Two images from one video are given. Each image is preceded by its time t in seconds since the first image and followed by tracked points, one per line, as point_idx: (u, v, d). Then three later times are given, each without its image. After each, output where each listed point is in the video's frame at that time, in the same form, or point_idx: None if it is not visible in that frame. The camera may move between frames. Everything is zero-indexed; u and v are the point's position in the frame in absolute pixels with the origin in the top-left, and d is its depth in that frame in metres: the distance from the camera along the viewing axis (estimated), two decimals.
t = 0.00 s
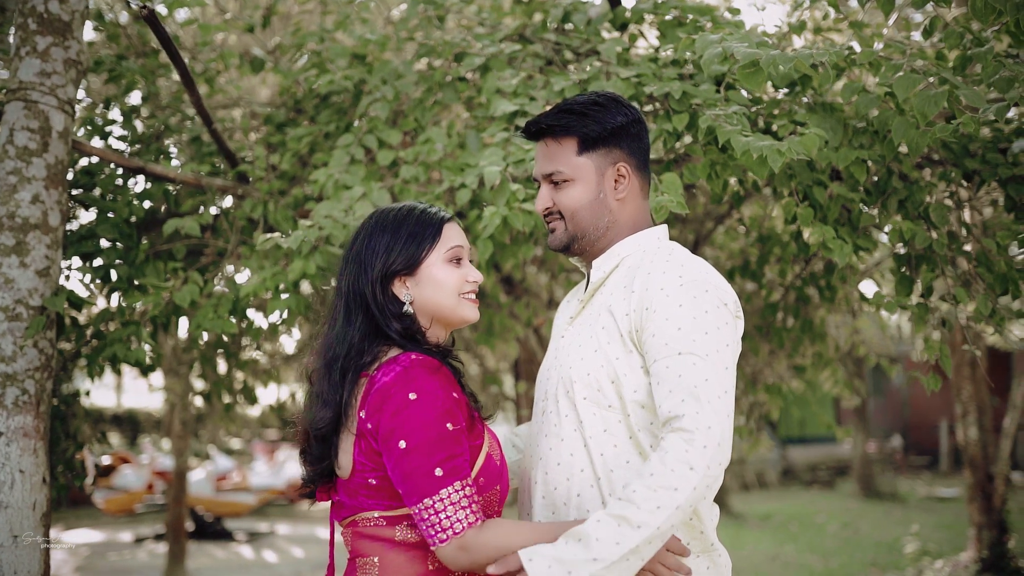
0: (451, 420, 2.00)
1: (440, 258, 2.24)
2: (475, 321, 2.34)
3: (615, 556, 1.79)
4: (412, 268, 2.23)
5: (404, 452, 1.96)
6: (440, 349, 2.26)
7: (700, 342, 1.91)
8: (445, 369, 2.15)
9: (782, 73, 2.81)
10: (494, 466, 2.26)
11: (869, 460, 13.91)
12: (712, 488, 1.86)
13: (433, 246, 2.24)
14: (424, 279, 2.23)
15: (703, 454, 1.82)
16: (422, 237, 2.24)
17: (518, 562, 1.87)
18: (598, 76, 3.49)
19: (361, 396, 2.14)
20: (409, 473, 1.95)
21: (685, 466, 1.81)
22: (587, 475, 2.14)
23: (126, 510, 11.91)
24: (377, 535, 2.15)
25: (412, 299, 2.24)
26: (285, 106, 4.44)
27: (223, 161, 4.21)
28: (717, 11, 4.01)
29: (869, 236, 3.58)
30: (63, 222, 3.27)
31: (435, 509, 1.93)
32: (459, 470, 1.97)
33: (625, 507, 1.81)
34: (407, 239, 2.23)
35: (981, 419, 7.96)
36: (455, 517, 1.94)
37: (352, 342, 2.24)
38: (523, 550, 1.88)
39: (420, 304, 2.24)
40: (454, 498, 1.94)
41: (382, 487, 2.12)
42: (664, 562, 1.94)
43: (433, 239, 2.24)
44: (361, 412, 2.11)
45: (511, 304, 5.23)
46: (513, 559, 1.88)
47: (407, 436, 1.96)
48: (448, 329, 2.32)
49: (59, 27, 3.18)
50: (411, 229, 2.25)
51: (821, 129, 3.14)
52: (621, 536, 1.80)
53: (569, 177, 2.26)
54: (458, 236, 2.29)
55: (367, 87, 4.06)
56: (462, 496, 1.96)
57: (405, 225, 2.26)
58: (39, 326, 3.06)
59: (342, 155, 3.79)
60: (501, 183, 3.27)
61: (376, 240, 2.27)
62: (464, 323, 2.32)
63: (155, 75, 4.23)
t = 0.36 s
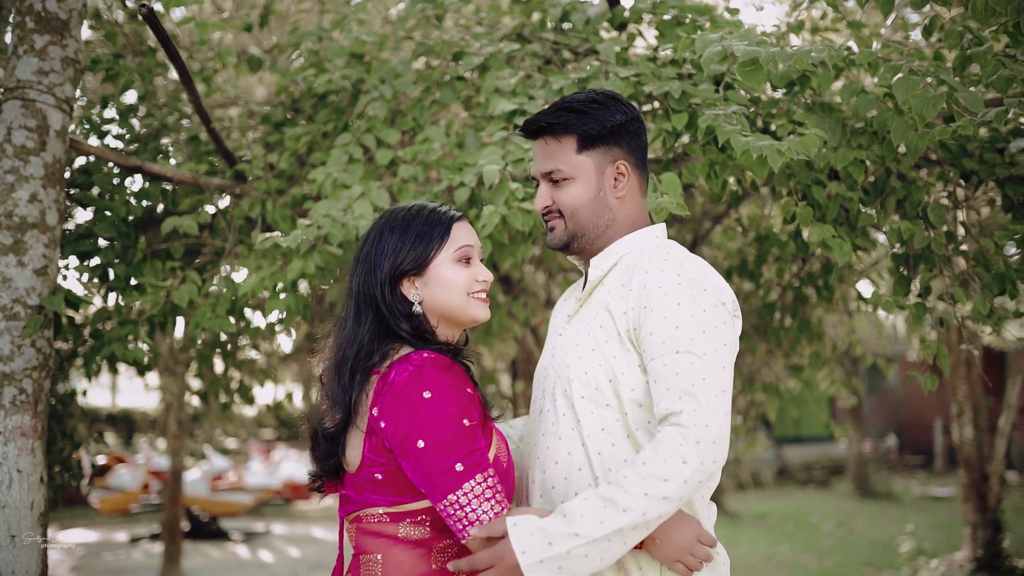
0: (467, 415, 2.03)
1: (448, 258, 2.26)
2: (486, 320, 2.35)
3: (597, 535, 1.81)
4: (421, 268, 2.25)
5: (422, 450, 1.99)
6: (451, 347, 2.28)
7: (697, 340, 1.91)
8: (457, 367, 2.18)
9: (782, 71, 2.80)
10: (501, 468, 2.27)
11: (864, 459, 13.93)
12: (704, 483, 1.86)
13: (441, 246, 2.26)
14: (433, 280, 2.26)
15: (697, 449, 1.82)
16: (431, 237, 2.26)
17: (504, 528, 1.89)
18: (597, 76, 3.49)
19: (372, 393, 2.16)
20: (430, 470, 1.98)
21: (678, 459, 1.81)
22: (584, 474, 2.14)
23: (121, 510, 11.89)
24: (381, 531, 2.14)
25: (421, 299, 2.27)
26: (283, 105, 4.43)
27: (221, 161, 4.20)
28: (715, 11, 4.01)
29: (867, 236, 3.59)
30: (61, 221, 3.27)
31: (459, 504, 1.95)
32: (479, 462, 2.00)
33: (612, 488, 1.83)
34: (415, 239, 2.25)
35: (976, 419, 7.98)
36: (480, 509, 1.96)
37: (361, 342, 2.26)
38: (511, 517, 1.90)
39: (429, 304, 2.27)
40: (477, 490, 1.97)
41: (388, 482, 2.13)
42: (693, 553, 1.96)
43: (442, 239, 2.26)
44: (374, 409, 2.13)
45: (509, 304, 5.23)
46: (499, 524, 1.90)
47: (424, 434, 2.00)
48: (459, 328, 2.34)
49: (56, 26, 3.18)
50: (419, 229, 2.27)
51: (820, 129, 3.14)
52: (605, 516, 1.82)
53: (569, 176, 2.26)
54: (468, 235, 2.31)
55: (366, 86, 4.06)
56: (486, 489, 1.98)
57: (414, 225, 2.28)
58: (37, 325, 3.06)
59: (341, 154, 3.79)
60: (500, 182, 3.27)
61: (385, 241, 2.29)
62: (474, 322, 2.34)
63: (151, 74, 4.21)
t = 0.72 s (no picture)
0: (484, 411, 2.04)
1: (455, 258, 2.26)
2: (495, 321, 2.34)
3: (586, 517, 1.82)
4: (427, 269, 2.26)
5: (443, 447, 2.00)
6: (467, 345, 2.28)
7: (695, 340, 1.91)
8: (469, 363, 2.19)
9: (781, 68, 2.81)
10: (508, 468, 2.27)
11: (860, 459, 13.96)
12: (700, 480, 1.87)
13: (447, 246, 2.26)
14: (439, 280, 2.26)
15: (694, 447, 1.82)
16: (437, 237, 2.27)
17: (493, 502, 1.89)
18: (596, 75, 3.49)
19: (385, 391, 2.16)
20: (452, 466, 1.99)
21: (674, 455, 1.82)
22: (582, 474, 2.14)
23: (117, 509, 11.88)
24: (384, 529, 2.14)
25: (429, 300, 2.27)
26: (281, 104, 4.43)
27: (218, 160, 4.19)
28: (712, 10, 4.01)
29: (865, 235, 3.59)
30: (59, 220, 3.26)
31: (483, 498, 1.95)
32: (499, 455, 2.00)
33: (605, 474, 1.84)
34: (421, 239, 2.26)
35: (972, 418, 8.00)
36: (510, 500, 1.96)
37: (368, 344, 2.27)
38: (502, 495, 1.91)
39: (436, 305, 2.27)
40: (500, 483, 1.97)
41: (393, 479, 2.13)
42: (717, 544, 2.01)
43: (449, 239, 2.27)
44: (388, 407, 2.13)
45: (507, 303, 5.23)
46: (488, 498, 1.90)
47: (444, 431, 2.00)
48: (469, 328, 2.34)
49: (54, 24, 3.17)
50: (426, 230, 2.28)
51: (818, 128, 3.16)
52: (595, 500, 1.83)
53: (569, 173, 2.26)
54: (475, 236, 2.30)
55: (364, 85, 4.05)
56: (508, 480, 1.98)
57: (421, 225, 2.29)
58: (35, 324, 3.05)
59: (339, 153, 3.78)
60: (500, 181, 3.27)
61: (392, 242, 2.31)
62: (484, 323, 2.33)
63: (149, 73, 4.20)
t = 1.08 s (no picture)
0: (498, 408, 2.03)
1: (463, 261, 2.27)
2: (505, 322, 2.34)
3: (579, 503, 1.83)
4: (434, 272, 2.27)
5: (459, 446, 2.00)
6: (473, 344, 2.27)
7: (695, 339, 1.90)
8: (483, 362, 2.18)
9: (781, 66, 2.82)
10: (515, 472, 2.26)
11: (856, 458, 13.99)
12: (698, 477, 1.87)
13: (455, 248, 2.27)
14: (446, 283, 2.27)
15: (692, 444, 1.82)
16: (445, 239, 2.27)
17: (490, 480, 1.90)
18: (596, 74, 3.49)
19: (395, 390, 2.17)
20: (468, 464, 1.98)
21: (671, 450, 1.81)
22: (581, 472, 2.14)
23: (114, 508, 11.88)
24: (387, 526, 2.14)
25: (436, 302, 2.29)
26: (279, 103, 4.42)
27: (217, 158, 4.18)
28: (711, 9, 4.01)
29: (864, 235, 3.60)
30: (57, 219, 3.26)
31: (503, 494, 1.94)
32: (516, 450, 1.98)
33: (601, 463, 1.85)
34: (429, 241, 2.28)
35: (968, 418, 8.01)
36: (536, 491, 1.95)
37: (377, 344, 2.30)
38: (498, 471, 1.91)
39: (444, 306, 2.28)
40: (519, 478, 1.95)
41: (398, 476, 2.15)
42: (737, 539, 2.05)
43: (456, 241, 2.27)
44: (403, 407, 2.14)
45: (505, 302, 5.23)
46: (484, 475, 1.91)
47: (460, 430, 2.00)
48: (479, 330, 2.34)
49: (53, 22, 3.16)
50: (433, 231, 2.29)
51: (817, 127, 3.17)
52: (589, 487, 1.83)
53: (572, 170, 2.26)
54: (484, 238, 2.30)
55: (363, 84, 4.05)
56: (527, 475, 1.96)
57: (430, 226, 2.31)
58: (34, 323, 3.05)
59: (338, 152, 3.77)
60: (499, 181, 3.27)
61: (402, 244, 2.33)
62: (494, 325, 2.33)
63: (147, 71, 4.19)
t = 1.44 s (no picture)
0: (508, 406, 2.02)
1: (470, 264, 2.27)
2: (514, 327, 2.32)
3: (572, 493, 1.83)
4: (441, 274, 2.28)
5: (467, 443, 1.99)
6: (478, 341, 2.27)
7: (693, 337, 1.90)
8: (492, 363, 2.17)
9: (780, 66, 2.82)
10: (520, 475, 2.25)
11: (851, 457, 14.03)
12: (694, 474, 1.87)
13: (462, 251, 2.27)
14: (453, 286, 2.27)
15: (689, 441, 1.82)
16: (453, 242, 2.28)
17: (486, 466, 1.91)
18: (595, 73, 3.49)
19: (404, 388, 2.18)
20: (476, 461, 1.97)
21: (667, 446, 1.82)
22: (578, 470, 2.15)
23: (109, 507, 11.87)
24: (388, 523, 2.14)
25: (443, 304, 2.30)
26: (277, 101, 4.42)
27: (215, 157, 4.18)
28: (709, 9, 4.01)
29: (862, 233, 3.61)
30: (55, 217, 3.25)
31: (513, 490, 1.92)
32: (526, 447, 1.96)
33: (596, 455, 1.85)
34: (437, 242, 2.29)
35: (963, 417, 8.03)
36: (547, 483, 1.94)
37: (386, 342, 2.33)
38: (495, 458, 1.92)
39: (451, 309, 2.29)
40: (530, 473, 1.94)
41: (400, 474, 2.15)
42: (746, 533, 2.08)
43: (463, 245, 2.27)
44: (412, 406, 2.14)
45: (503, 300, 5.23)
46: (483, 461, 1.92)
47: (469, 427, 2.00)
48: (487, 333, 2.34)
49: (50, 20, 3.15)
50: (442, 233, 2.30)
51: (816, 126, 3.17)
52: (582, 477, 1.84)
53: (575, 167, 2.25)
54: (492, 242, 2.29)
55: (361, 83, 4.05)
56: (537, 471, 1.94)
57: (440, 228, 2.31)
58: (32, 321, 3.04)
59: (336, 150, 3.77)
60: (499, 180, 3.27)
61: (413, 244, 2.35)
62: (502, 329, 2.32)
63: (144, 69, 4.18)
